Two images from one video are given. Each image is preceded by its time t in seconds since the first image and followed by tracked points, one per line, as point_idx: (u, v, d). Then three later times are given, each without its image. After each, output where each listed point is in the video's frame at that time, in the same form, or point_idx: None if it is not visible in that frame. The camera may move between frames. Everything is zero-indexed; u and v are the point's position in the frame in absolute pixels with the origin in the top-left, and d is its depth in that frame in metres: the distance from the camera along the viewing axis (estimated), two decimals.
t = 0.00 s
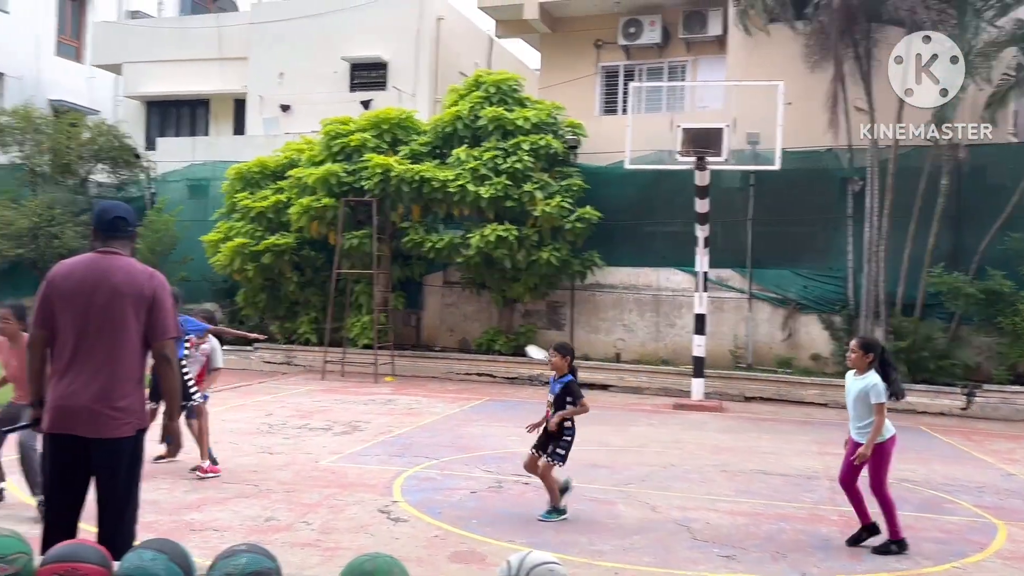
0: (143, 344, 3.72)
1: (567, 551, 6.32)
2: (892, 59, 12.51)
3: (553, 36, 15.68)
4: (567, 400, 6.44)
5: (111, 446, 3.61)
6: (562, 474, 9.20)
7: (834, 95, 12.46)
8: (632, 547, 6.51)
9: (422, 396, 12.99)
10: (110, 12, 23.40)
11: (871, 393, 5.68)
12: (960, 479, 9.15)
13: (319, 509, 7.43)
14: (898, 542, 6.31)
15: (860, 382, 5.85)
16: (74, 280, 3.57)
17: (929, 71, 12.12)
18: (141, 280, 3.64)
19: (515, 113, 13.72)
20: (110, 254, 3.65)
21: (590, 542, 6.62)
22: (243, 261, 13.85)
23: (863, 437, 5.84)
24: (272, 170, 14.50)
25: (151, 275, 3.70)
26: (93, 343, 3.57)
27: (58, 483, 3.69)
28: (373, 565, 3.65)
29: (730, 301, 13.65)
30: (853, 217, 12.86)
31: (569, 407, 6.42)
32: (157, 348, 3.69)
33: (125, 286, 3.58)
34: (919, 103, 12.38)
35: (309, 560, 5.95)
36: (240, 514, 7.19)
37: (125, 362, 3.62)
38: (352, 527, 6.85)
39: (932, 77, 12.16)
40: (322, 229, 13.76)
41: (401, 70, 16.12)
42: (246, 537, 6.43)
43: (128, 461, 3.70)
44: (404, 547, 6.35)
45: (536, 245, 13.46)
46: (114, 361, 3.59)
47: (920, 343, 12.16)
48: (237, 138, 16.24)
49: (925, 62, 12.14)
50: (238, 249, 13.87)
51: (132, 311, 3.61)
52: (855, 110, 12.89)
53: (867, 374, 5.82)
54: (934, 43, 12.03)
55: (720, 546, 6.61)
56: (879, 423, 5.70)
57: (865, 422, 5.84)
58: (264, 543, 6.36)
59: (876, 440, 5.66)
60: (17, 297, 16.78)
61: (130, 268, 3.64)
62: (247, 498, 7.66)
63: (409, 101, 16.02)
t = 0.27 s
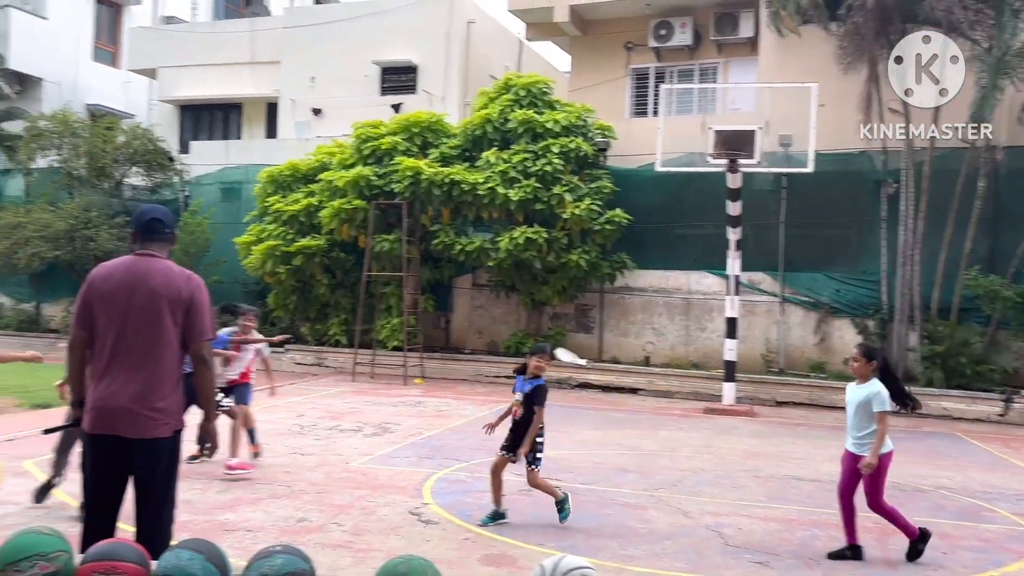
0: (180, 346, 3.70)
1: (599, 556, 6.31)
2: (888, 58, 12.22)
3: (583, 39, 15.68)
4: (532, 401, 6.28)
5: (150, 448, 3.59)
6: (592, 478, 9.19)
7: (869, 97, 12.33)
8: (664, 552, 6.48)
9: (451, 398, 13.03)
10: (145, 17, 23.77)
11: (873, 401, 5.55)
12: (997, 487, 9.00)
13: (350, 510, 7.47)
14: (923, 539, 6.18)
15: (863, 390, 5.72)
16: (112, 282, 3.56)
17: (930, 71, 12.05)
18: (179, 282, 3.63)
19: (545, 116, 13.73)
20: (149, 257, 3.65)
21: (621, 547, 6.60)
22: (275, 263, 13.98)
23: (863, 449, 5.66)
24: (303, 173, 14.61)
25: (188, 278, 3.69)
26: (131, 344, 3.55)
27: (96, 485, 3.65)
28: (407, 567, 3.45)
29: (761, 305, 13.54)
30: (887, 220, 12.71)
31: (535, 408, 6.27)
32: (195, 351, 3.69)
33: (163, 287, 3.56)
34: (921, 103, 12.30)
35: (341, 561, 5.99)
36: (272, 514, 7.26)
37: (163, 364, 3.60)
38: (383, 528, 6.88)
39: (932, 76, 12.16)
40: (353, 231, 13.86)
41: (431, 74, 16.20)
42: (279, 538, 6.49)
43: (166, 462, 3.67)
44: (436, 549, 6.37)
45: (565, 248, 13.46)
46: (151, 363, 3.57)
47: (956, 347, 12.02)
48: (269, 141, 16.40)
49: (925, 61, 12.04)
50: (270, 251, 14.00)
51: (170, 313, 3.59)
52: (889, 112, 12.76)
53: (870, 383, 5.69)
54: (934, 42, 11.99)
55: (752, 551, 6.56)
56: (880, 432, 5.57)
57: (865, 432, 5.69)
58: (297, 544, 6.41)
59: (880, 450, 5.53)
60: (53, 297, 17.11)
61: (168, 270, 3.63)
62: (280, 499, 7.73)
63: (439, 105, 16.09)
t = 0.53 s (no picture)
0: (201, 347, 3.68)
1: (620, 559, 6.29)
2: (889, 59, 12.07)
3: (604, 41, 15.64)
4: (541, 396, 5.96)
5: (169, 449, 3.59)
6: (612, 481, 9.16)
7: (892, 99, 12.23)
8: (685, 557, 6.46)
9: (470, 400, 13.04)
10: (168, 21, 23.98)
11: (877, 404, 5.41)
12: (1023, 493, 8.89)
13: (370, 511, 7.49)
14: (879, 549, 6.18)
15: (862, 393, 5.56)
16: (135, 284, 3.59)
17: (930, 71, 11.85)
18: (199, 284, 3.61)
19: (565, 118, 13.72)
20: (172, 259, 3.66)
21: (642, 551, 6.58)
22: (295, 265, 14.05)
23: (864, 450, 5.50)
24: (324, 175, 14.67)
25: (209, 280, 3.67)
26: (152, 345, 3.56)
27: (121, 483, 3.69)
28: (429, 569, 3.90)
29: (783, 308, 13.46)
30: (911, 223, 12.60)
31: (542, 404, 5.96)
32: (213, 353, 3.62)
33: (183, 290, 3.56)
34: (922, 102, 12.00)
35: (363, 562, 6.00)
36: (294, 515, 7.29)
37: (183, 366, 3.59)
38: (404, 530, 6.90)
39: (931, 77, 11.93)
40: (374, 234, 13.89)
41: (451, 76, 16.22)
42: (300, 539, 6.52)
43: (188, 463, 3.67)
44: (456, 552, 6.37)
45: (585, 250, 13.44)
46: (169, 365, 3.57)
47: (981, 351, 11.88)
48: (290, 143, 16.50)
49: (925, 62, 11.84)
50: (291, 253, 14.08)
51: (190, 315, 3.59)
52: (914, 113, 12.65)
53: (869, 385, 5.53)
54: (935, 43, 11.78)
55: (775, 556, 6.52)
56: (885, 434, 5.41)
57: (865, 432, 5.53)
58: (318, 545, 6.44)
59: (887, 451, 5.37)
60: (77, 297, 17.31)
61: (190, 272, 3.63)
62: (301, 500, 7.77)
63: (459, 107, 16.11)
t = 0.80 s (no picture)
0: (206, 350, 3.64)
1: (632, 562, 6.28)
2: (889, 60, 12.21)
3: (617, 43, 15.62)
4: (557, 423, 5.74)
5: (175, 449, 3.58)
6: (625, 484, 9.14)
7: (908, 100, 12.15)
8: (698, 559, 6.43)
9: (483, 402, 13.05)
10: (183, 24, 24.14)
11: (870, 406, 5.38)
12: None
13: (383, 512, 7.51)
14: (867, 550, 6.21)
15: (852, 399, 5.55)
16: (143, 285, 3.59)
17: (930, 70, 11.98)
18: (203, 286, 3.58)
19: (579, 120, 13.71)
20: (179, 260, 3.64)
21: (655, 554, 6.56)
22: (309, 266, 14.10)
23: (861, 457, 5.46)
24: (338, 177, 14.71)
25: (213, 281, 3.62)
26: (158, 347, 3.56)
27: (132, 486, 3.71)
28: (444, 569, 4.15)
29: (797, 310, 13.40)
30: (926, 225, 12.52)
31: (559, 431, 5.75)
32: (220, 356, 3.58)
33: (187, 290, 3.54)
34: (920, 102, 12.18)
35: (375, 563, 6.01)
36: (307, 515, 7.31)
37: (188, 368, 3.57)
38: (416, 531, 6.91)
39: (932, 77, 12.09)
40: (387, 235, 13.92)
41: (464, 77, 16.24)
42: (313, 539, 6.54)
43: (196, 464, 3.66)
44: (468, 553, 6.37)
45: (599, 252, 13.43)
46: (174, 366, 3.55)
47: (998, 354, 11.76)
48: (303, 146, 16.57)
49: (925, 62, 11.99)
50: (306, 254, 14.14)
51: (194, 317, 3.56)
52: (930, 114, 12.58)
53: (859, 389, 5.51)
54: (935, 43, 11.90)
55: (788, 560, 6.48)
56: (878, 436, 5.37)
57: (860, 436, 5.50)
58: (331, 546, 6.45)
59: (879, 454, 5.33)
60: (93, 299, 17.44)
61: (195, 273, 3.60)
62: (314, 501, 7.79)
63: (472, 109, 16.14)
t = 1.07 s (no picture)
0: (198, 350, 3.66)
1: (636, 563, 6.28)
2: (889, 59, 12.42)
3: (622, 45, 15.61)
4: (602, 407, 5.67)
5: (170, 449, 3.65)
6: (630, 485, 9.13)
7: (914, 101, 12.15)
8: (702, 561, 6.42)
9: (487, 403, 13.06)
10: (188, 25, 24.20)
11: (860, 405, 5.38)
12: None
13: (386, 514, 7.51)
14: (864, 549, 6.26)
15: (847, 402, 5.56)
16: (138, 288, 3.66)
17: (930, 70, 12.15)
18: (190, 287, 3.60)
19: (583, 121, 13.71)
20: (172, 262, 3.69)
21: (659, 555, 6.55)
22: (314, 267, 14.10)
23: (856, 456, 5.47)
24: (342, 178, 14.73)
25: (202, 280, 3.63)
26: (151, 347, 3.62)
27: (133, 488, 3.79)
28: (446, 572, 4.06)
29: (802, 311, 13.39)
30: (931, 227, 12.49)
31: (604, 415, 5.66)
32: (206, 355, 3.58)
33: (175, 291, 3.58)
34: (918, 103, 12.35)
35: (379, 564, 6.02)
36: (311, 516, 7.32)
37: (179, 369, 3.62)
38: (420, 533, 6.91)
39: (932, 77, 12.27)
40: (392, 236, 13.94)
41: (468, 79, 16.26)
42: (317, 540, 6.54)
43: (192, 464, 3.71)
44: (472, 554, 6.37)
45: (603, 253, 13.44)
46: (166, 367, 3.60)
47: (1003, 355, 11.73)
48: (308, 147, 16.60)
49: (924, 63, 12.16)
50: (309, 255, 14.13)
51: (182, 317, 3.59)
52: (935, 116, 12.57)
53: (852, 390, 5.53)
54: (934, 43, 12.04)
55: (792, 562, 6.47)
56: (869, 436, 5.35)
57: (856, 437, 5.50)
58: (335, 547, 6.46)
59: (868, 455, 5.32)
60: (98, 300, 17.50)
61: (184, 274, 3.62)
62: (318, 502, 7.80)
63: (476, 110, 16.16)
